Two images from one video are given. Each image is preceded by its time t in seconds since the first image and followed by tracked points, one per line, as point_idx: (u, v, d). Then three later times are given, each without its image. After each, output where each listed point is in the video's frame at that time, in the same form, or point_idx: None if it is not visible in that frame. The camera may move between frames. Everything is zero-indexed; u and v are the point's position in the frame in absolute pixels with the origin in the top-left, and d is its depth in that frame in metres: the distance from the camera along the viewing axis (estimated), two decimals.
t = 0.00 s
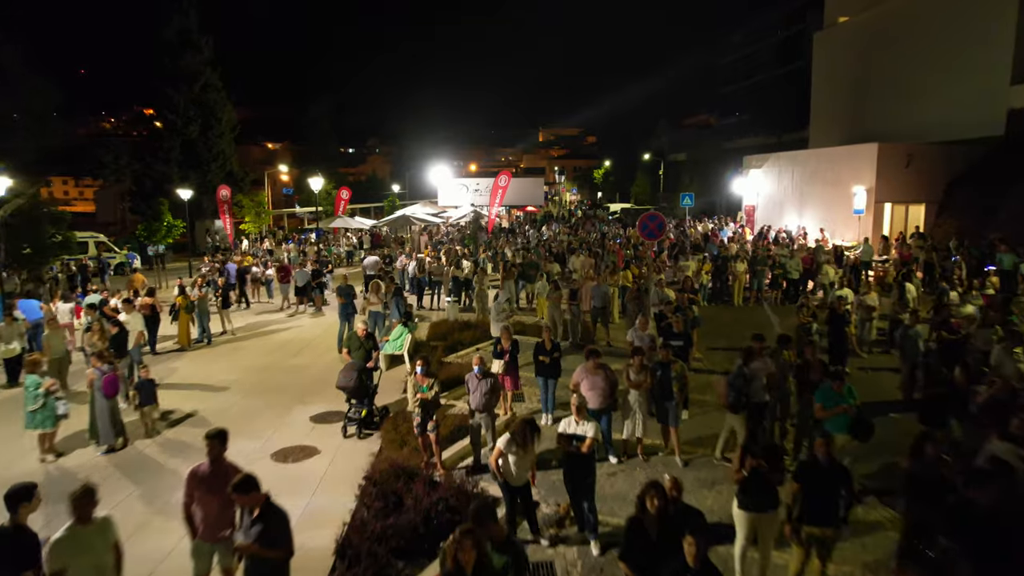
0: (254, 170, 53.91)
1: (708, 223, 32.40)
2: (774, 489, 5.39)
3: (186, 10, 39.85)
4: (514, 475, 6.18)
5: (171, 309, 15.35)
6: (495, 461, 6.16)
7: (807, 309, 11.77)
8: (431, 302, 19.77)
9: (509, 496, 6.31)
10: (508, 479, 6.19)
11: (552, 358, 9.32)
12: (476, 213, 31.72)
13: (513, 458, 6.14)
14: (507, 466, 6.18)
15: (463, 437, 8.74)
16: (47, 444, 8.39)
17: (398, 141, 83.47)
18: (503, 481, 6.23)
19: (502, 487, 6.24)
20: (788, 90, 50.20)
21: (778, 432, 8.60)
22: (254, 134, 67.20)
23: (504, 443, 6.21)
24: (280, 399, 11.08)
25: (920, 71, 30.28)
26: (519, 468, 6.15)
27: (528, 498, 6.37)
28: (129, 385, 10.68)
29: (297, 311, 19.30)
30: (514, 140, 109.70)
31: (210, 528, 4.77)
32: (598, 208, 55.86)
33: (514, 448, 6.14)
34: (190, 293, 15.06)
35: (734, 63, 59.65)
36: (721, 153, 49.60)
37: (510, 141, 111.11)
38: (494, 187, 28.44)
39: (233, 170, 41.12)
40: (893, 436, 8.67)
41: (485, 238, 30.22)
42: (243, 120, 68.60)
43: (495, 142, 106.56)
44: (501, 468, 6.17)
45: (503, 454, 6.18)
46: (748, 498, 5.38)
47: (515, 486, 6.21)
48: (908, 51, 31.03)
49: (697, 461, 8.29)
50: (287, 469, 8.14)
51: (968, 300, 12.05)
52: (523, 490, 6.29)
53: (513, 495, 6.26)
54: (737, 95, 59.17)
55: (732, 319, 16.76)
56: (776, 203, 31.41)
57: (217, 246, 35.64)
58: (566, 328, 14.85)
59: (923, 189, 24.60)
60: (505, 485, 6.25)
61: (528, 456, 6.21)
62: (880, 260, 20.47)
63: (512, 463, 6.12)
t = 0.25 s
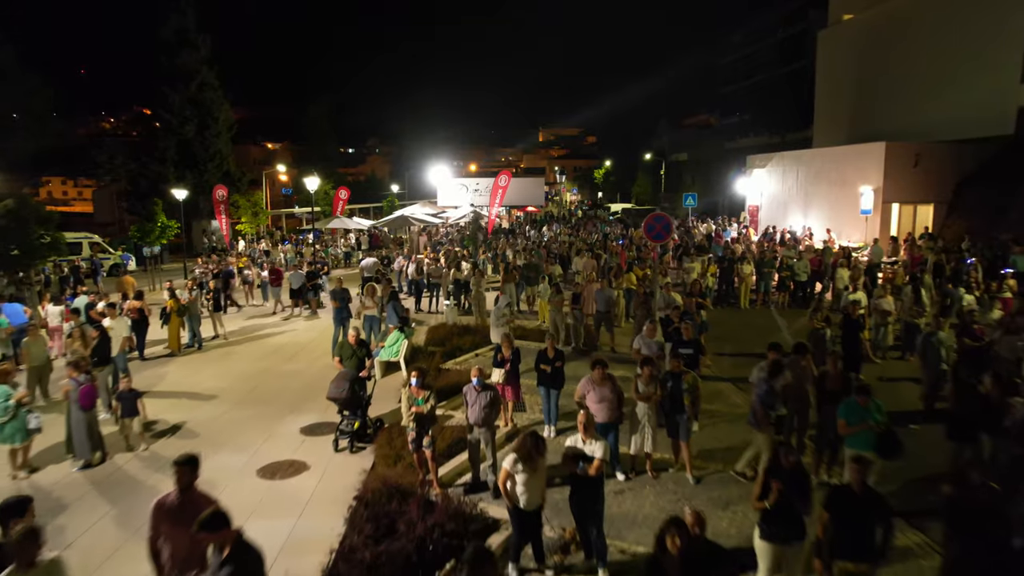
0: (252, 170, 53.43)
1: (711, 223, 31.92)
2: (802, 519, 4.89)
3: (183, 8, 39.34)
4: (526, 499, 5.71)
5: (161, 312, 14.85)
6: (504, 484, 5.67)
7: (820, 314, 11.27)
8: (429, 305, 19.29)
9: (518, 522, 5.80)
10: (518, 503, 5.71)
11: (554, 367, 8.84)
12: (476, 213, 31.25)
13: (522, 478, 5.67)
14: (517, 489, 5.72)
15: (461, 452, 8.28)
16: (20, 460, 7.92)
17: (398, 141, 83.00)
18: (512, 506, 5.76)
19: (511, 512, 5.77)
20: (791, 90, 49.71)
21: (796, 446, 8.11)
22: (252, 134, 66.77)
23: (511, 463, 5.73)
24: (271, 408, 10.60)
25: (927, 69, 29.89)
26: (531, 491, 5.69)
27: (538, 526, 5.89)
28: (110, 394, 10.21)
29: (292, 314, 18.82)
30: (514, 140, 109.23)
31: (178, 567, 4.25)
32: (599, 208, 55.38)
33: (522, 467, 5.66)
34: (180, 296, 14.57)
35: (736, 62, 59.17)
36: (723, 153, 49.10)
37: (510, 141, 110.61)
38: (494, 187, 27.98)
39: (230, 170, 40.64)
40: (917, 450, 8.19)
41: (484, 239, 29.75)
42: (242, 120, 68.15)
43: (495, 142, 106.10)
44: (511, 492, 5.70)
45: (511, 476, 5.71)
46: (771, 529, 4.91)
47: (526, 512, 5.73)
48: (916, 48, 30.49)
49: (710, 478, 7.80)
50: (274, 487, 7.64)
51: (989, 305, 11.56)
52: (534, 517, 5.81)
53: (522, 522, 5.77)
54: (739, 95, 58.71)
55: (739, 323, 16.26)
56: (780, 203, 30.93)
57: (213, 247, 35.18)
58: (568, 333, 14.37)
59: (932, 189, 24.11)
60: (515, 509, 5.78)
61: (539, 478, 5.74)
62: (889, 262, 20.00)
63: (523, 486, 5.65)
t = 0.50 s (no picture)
0: (250, 170, 52.95)
1: (714, 224, 31.45)
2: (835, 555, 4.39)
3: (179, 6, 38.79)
4: (540, 527, 5.25)
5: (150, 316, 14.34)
6: (517, 511, 5.22)
7: (836, 320, 10.80)
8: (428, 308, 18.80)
9: (533, 551, 5.33)
10: (534, 530, 5.25)
11: (558, 377, 8.36)
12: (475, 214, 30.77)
13: (539, 502, 5.22)
14: (532, 516, 5.26)
15: (459, 468, 7.80)
16: None
17: (397, 141, 82.52)
18: (525, 533, 5.30)
19: (523, 542, 5.30)
20: (794, 89, 49.22)
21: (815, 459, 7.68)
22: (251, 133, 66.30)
23: (524, 486, 5.26)
24: (260, 418, 10.10)
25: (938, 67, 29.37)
26: (545, 519, 5.23)
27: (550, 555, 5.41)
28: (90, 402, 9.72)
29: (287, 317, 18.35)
30: (515, 140, 108.74)
31: None
32: (600, 209, 54.89)
33: (538, 491, 5.22)
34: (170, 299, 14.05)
35: (738, 61, 58.67)
36: (725, 152, 48.60)
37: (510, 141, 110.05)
38: (494, 187, 27.48)
39: (227, 170, 40.14)
40: (944, 465, 7.72)
41: (484, 239, 29.25)
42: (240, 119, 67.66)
43: (496, 141, 105.63)
44: (525, 520, 5.24)
45: (524, 502, 5.25)
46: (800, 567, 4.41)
47: (540, 542, 5.26)
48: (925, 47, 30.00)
49: (724, 497, 7.31)
50: (259, 507, 7.15)
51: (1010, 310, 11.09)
52: (547, 546, 5.33)
53: (535, 553, 5.29)
54: (741, 94, 58.21)
55: (747, 327, 15.76)
56: (785, 204, 30.46)
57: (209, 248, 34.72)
58: (571, 338, 13.89)
59: (941, 189, 23.62)
60: (528, 537, 5.30)
61: (552, 504, 5.27)
62: (899, 264, 19.53)
63: (540, 512, 5.20)
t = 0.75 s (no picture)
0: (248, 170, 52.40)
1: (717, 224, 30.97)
2: None
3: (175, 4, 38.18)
4: (552, 563, 4.74)
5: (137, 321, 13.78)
6: (525, 544, 4.76)
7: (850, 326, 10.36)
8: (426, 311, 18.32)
9: None
10: (542, 567, 4.74)
11: (562, 389, 7.85)
12: (475, 214, 30.27)
13: (548, 535, 4.72)
14: (542, 549, 4.77)
15: (458, 487, 7.30)
16: None
17: (397, 141, 81.92)
18: (535, 569, 4.79)
19: None
20: (797, 88, 48.71)
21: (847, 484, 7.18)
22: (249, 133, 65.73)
23: (532, 517, 4.77)
24: (249, 430, 9.58)
25: (949, 65, 28.92)
26: (557, 553, 4.72)
27: None
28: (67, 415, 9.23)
29: (281, 321, 17.84)
30: (514, 140, 108.16)
31: None
32: (600, 209, 54.39)
33: (547, 523, 4.71)
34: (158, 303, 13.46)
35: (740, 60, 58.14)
36: (728, 152, 48.10)
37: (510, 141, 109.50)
38: (494, 186, 26.97)
39: (223, 169, 39.56)
40: (978, 485, 7.21)
41: (484, 241, 28.72)
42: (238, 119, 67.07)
43: (495, 141, 105.09)
44: (535, 554, 4.75)
45: (533, 534, 4.77)
46: None
47: None
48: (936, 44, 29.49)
49: (742, 520, 6.78)
50: (243, 531, 6.64)
51: None
52: None
53: None
54: (743, 94, 57.73)
55: (755, 332, 15.24)
56: (789, 204, 29.98)
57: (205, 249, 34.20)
58: (574, 343, 13.38)
59: (951, 190, 23.09)
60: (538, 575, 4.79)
61: (565, 537, 4.76)
62: (910, 266, 19.03)
63: (549, 545, 4.71)
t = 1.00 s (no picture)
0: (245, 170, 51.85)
1: (721, 224, 30.48)
2: None
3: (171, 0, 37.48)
4: None
5: (124, 327, 13.21)
6: None
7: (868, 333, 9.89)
8: (424, 314, 17.82)
9: None
10: None
11: (567, 403, 7.35)
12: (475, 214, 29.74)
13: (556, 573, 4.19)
14: None
15: (455, 510, 6.79)
16: None
17: (396, 141, 81.34)
18: None
19: None
20: (800, 86, 48.17)
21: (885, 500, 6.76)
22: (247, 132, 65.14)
23: (537, 555, 4.25)
24: (235, 444, 9.08)
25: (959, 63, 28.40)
26: None
27: None
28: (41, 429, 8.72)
29: (275, 325, 17.34)
30: (514, 140, 107.58)
31: None
32: (601, 209, 53.87)
33: (556, 561, 4.18)
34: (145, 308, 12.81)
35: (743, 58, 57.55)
36: (730, 152, 47.57)
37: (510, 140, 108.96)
38: (494, 186, 26.43)
39: (220, 169, 38.97)
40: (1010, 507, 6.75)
41: (484, 241, 28.20)
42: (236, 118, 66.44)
43: (495, 141, 104.52)
44: None
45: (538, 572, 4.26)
46: None
47: None
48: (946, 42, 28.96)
49: (761, 545, 6.27)
50: (221, 559, 6.13)
51: None
52: None
53: None
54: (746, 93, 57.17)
55: (763, 337, 14.74)
56: (794, 204, 29.48)
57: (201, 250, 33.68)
58: (576, 349, 12.88)
59: (961, 189, 22.56)
60: None
61: None
62: (921, 268, 18.52)
63: None
